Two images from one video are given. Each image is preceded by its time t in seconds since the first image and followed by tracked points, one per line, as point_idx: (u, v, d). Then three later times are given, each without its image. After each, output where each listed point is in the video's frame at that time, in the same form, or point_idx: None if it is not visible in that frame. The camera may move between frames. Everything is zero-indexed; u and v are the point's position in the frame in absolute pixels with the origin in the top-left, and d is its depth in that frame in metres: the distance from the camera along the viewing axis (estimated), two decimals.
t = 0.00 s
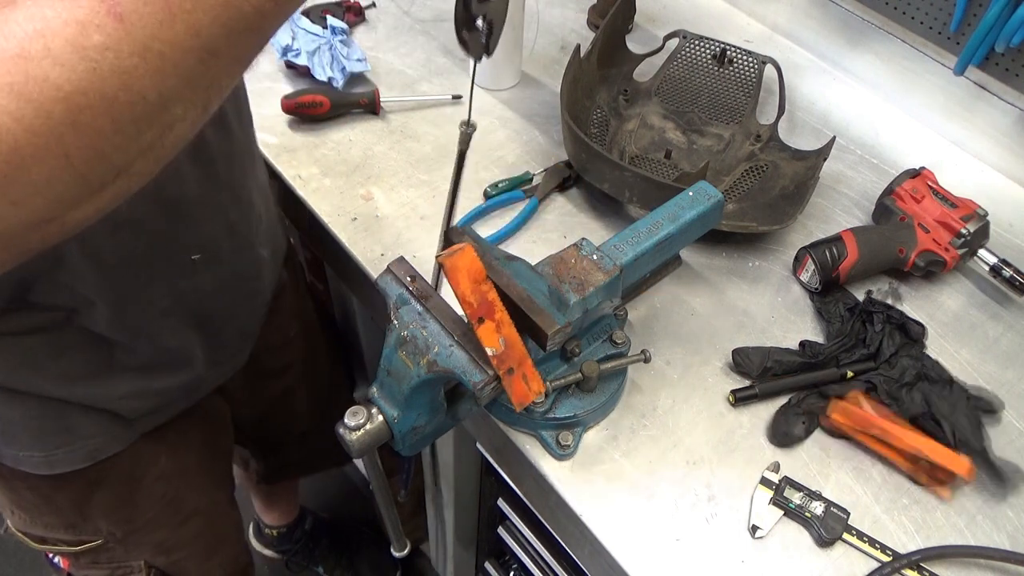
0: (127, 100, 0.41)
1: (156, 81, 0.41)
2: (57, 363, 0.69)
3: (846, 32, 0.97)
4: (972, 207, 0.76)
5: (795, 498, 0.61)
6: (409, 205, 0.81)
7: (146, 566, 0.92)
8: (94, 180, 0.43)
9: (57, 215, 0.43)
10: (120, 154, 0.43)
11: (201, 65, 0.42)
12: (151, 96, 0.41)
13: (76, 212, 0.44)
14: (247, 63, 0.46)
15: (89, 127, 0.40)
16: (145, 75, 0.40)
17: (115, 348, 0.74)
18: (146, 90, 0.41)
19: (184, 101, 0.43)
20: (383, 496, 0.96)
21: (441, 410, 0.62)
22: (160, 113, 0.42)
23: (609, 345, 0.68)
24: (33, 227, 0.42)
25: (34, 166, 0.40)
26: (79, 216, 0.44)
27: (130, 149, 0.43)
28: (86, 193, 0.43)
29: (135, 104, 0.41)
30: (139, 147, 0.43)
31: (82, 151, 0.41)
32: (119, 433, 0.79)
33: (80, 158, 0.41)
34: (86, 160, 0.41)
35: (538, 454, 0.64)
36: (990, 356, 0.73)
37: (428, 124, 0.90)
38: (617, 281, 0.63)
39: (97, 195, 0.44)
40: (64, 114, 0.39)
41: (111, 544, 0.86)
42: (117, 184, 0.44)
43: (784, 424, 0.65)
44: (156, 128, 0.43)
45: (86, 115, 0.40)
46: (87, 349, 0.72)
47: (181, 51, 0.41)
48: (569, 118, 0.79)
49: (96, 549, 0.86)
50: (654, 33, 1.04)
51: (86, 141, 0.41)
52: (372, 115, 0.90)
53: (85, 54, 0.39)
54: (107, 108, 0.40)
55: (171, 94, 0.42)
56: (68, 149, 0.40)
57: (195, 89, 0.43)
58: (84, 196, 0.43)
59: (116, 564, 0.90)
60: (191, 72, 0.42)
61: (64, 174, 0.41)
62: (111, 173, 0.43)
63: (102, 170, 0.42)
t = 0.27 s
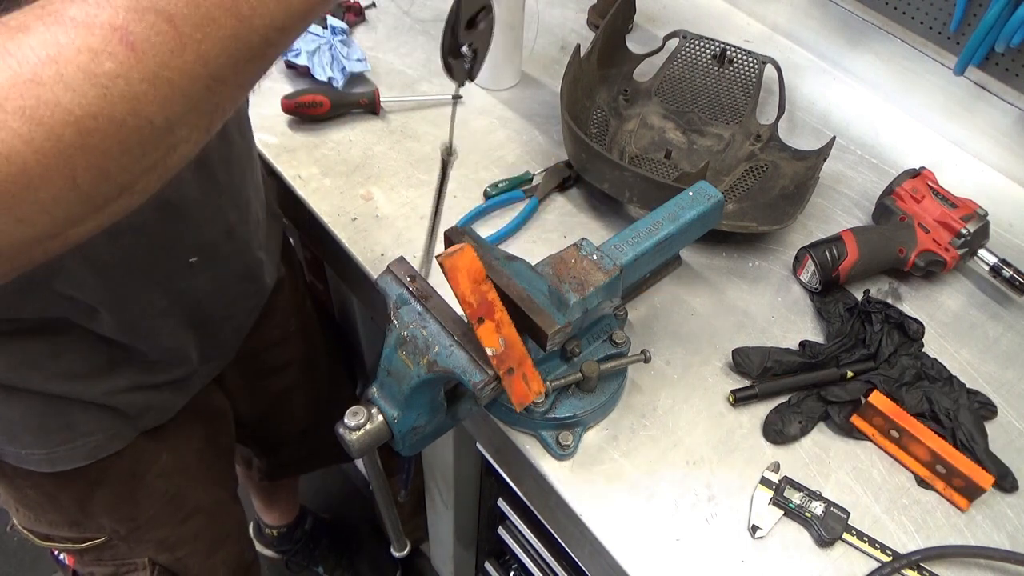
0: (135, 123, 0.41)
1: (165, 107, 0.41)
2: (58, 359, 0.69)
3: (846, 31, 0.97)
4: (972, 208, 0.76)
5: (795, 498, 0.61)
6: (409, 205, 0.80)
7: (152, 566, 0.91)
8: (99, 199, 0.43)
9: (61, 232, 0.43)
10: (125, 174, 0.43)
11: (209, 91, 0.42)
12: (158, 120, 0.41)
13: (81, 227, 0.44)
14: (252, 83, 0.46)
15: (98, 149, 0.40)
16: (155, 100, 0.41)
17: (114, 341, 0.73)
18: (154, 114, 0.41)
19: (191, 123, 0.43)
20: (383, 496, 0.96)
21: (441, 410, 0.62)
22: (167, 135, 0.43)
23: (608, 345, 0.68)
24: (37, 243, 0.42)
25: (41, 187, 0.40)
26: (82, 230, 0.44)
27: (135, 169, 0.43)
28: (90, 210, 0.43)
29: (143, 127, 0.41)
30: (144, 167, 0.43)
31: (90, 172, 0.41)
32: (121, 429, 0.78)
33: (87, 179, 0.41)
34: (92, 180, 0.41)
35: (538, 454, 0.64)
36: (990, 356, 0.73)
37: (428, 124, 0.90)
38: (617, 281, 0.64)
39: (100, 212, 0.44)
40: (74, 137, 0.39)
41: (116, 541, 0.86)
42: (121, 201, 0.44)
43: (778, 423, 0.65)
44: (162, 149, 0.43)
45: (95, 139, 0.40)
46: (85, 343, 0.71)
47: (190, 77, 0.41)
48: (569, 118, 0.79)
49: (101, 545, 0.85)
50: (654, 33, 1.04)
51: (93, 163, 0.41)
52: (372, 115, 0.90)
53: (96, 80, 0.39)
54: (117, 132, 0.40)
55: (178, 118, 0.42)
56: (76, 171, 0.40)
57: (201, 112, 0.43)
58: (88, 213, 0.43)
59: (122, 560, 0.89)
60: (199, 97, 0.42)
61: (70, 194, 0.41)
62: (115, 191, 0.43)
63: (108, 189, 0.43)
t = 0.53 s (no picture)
0: (119, 131, 0.41)
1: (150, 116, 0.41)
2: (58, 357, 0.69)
3: (846, 31, 0.97)
4: (972, 208, 0.76)
5: (795, 498, 0.61)
6: (409, 206, 0.80)
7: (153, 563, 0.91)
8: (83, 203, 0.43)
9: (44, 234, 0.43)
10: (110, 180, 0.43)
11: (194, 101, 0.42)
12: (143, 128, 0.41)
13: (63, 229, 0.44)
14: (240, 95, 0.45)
15: (83, 155, 0.41)
16: (140, 110, 0.41)
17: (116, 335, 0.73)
18: (140, 122, 0.41)
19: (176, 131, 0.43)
20: (383, 496, 0.96)
21: (441, 410, 0.62)
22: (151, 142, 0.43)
23: (608, 345, 0.68)
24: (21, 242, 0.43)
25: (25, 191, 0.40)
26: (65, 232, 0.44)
27: (120, 175, 0.43)
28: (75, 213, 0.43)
29: (128, 135, 0.41)
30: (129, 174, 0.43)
31: (74, 178, 0.41)
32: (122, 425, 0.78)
33: (71, 184, 0.41)
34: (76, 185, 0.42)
35: (538, 454, 0.64)
36: (990, 356, 0.73)
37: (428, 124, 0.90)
38: (617, 281, 0.64)
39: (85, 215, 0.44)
40: (60, 145, 0.40)
41: (117, 538, 0.86)
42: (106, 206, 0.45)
43: (778, 423, 0.65)
44: (145, 156, 0.43)
45: (80, 146, 0.40)
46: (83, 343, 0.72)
47: (175, 89, 0.41)
48: (569, 118, 0.79)
49: (102, 542, 0.86)
50: (654, 33, 1.04)
51: (78, 169, 0.41)
52: (372, 115, 0.90)
53: (83, 89, 0.39)
54: (101, 138, 0.41)
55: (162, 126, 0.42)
56: (60, 177, 0.41)
57: (186, 121, 0.43)
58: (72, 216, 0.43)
59: (123, 557, 0.89)
60: (183, 107, 0.42)
61: (55, 198, 0.41)
62: (99, 196, 0.43)
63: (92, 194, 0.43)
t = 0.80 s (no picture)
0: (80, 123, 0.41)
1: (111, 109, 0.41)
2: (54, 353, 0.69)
3: (846, 32, 0.97)
4: (972, 208, 0.76)
5: (795, 498, 0.61)
6: (409, 206, 0.80)
7: (148, 561, 0.91)
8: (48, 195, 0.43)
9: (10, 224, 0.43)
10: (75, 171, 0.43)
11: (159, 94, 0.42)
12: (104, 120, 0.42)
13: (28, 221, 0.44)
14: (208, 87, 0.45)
15: (44, 147, 0.41)
16: (102, 102, 0.41)
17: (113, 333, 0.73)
18: (102, 114, 0.41)
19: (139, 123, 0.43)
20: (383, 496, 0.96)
21: (441, 410, 0.62)
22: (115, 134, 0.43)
23: (608, 345, 0.68)
24: None
25: None
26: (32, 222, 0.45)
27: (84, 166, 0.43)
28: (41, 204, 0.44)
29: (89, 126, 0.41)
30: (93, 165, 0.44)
31: (37, 169, 0.41)
32: (120, 424, 0.78)
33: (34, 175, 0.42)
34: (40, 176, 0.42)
35: (538, 454, 0.64)
36: (990, 356, 0.73)
37: (428, 124, 0.90)
38: (617, 281, 0.64)
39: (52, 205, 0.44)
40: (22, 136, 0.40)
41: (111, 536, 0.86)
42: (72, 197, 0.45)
43: (778, 423, 0.65)
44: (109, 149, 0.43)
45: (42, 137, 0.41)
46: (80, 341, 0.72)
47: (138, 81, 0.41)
48: (569, 118, 0.79)
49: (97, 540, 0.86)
50: (654, 33, 1.04)
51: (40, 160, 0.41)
52: (372, 115, 0.90)
53: (44, 80, 0.39)
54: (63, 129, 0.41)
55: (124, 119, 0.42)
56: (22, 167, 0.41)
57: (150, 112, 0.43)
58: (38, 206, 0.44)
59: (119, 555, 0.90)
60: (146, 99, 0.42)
61: (18, 189, 0.42)
62: (64, 187, 0.44)
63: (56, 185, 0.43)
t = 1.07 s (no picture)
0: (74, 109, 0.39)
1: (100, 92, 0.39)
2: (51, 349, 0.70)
3: (846, 32, 0.97)
4: (973, 207, 0.76)
5: (795, 498, 0.61)
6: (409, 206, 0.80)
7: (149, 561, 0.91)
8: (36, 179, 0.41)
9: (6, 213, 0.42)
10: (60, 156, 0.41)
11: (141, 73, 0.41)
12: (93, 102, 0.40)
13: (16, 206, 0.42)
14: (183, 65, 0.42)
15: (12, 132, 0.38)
16: (70, 81, 0.38)
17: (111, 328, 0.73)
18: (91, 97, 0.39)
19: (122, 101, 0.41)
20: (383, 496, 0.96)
21: (441, 410, 0.62)
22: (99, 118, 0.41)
23: (608, 345, 0.68)
24: None
25: None
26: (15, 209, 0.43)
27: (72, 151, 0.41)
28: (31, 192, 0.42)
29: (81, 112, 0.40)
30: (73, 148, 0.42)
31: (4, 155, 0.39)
32: (118, 421, 0.78)
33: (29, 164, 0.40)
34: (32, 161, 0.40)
35: (538, 454, 0.64)
36: (990, 356, 0.73)
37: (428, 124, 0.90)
38: (617, 281, 0.64)
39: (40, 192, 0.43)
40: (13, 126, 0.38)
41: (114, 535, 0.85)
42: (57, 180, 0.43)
43: (778, 423, 0.65)
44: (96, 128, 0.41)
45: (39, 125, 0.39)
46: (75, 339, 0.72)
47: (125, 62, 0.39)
48: (569, 118, 0.79)
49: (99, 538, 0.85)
50: (654, 33, 1.04)
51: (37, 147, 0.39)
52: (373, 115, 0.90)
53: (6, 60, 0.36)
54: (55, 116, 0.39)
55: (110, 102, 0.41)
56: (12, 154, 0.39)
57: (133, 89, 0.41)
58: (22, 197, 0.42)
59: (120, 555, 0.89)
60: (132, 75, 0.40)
61: None
62: (36, 174, 0.41)
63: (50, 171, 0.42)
